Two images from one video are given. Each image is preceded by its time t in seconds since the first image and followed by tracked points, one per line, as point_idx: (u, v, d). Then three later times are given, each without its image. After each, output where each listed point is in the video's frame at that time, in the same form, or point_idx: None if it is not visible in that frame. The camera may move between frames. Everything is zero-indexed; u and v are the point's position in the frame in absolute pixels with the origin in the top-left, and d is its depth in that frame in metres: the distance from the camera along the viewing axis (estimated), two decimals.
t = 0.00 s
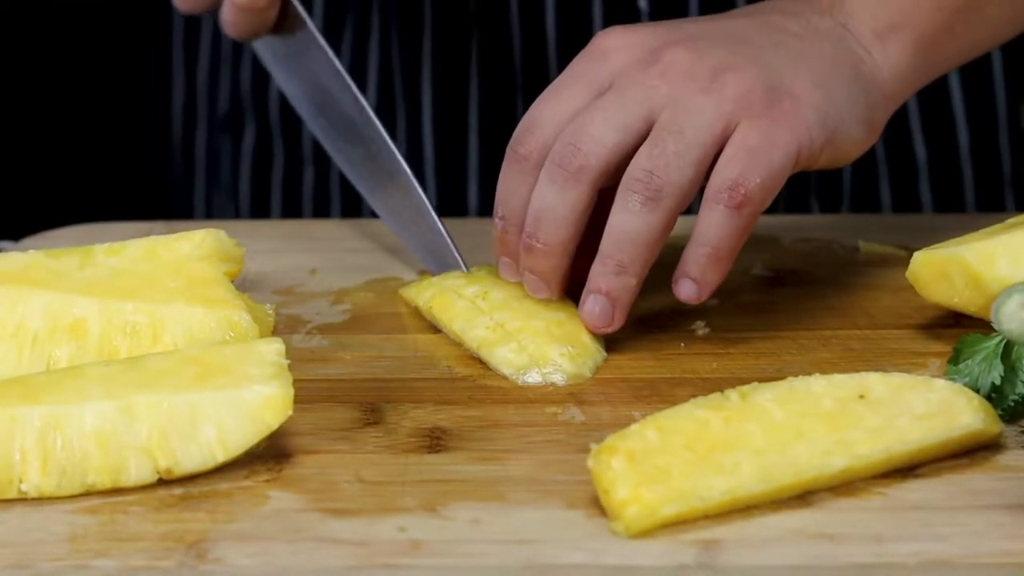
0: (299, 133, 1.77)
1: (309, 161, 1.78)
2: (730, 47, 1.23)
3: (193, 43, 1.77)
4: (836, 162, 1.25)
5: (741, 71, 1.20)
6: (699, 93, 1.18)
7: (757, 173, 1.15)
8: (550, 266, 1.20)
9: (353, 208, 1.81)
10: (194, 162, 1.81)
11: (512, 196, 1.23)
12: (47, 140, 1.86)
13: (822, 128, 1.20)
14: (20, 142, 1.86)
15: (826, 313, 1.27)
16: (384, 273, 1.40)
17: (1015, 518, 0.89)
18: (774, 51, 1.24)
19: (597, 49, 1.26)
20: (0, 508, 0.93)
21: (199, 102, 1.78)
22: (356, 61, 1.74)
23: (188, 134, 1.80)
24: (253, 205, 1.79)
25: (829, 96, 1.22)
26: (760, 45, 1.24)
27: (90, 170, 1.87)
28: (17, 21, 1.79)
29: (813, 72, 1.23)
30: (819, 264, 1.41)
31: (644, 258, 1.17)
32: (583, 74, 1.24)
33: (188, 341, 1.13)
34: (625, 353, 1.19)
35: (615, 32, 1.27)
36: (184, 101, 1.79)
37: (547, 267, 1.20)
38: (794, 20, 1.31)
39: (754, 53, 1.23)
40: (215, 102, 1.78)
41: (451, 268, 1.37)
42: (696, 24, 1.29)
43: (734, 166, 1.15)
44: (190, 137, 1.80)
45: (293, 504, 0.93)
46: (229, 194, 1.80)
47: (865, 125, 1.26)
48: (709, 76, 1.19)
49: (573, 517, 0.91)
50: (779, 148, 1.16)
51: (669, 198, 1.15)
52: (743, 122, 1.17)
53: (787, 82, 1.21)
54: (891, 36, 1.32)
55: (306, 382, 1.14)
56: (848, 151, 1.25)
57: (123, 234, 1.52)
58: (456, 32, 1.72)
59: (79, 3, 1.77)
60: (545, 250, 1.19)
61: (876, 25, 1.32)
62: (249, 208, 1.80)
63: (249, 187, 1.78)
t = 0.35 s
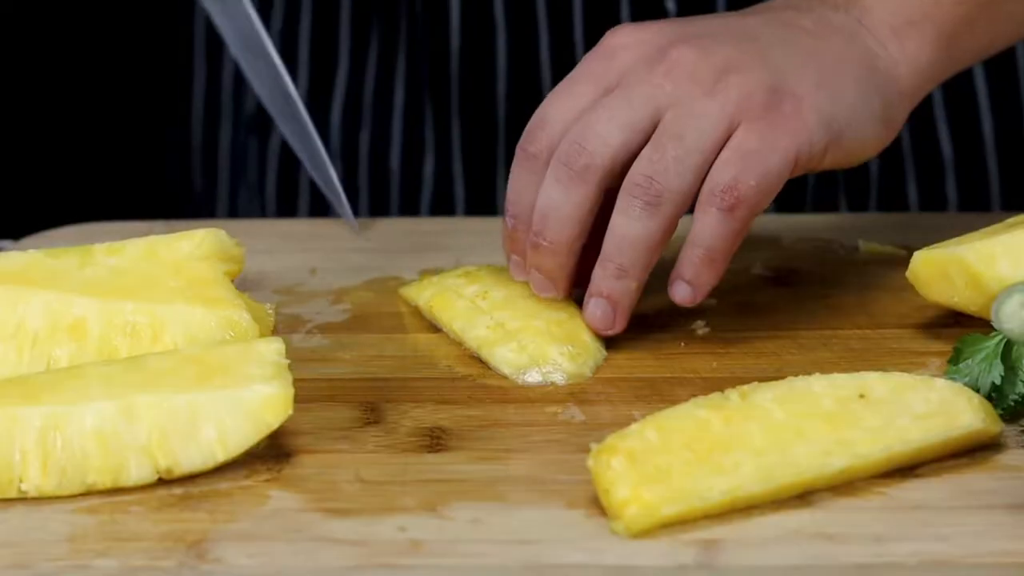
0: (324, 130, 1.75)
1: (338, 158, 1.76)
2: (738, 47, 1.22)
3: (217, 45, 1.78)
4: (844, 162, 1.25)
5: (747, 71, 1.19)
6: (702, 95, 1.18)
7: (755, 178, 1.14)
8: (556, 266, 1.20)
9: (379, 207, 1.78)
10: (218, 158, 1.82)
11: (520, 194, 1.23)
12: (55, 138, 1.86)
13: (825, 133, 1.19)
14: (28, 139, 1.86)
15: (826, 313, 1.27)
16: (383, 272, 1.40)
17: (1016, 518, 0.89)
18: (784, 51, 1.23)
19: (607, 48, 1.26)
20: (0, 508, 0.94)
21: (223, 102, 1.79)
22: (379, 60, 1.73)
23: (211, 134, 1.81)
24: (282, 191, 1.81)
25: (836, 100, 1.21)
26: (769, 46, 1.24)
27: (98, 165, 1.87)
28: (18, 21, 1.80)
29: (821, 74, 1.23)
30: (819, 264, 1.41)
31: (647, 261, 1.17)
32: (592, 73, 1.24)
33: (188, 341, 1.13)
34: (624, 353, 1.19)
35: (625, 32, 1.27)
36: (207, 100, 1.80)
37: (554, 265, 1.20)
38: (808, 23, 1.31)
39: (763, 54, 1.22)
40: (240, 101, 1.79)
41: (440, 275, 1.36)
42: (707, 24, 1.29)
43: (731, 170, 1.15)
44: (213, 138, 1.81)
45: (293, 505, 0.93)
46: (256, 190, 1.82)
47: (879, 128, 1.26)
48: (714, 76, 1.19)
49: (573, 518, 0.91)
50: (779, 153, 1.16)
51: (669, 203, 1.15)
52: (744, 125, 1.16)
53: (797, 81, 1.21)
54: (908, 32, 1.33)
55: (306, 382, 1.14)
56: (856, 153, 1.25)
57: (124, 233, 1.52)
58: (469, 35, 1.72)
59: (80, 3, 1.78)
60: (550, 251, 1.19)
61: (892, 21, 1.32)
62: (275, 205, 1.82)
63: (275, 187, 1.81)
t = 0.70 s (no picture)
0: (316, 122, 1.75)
1: (328, 150, 1.76)
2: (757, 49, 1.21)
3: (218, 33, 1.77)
4: (860, 170, 1.24)
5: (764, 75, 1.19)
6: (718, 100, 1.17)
7: (768, 186, 1.15)
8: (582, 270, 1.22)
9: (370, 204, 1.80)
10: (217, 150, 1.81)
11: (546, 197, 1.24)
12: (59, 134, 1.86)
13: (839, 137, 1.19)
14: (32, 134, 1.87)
15: (826, 313, 1.27)
16: (383, 272, 1.40)
17: (1016, 518, 0.89)
18: (802, 55, 1.22)
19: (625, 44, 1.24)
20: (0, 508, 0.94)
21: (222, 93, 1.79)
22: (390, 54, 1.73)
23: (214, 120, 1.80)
24: (276, 186, 1.79)
25: (852, 103, 1.21)
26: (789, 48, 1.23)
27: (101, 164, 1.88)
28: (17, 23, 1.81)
29: (837, 77, 1.22)
30: (819, 264, 1.41)
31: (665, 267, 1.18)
32: (610, 69, 1.22)
33: (188, 341, 1.13)
34: (625, 353, 1.19)
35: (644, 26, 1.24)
36: (208, 90, 1.79)
37: (580, 272, 1.22)
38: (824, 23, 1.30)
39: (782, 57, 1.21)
40: (238, 90, 1.78)
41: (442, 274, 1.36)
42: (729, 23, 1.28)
43: (744, 177, 1.15)
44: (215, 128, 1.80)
45: (294, 504, 0.93)
46: (250, 183, 1.81)
47: (903, 137, 1.26)
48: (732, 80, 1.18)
49: (573, 518, 0.91)
50: (792, 159, 1.16)
51: (684, 212, 1.16)
52: (758, 131, 1.17)
53: (815, 85, 1.20)
54: (933, 41, 1.31)
55: (305, 382, 1.14)
56: (874, 161, 1.24)
57: (123, 233, 1.52)
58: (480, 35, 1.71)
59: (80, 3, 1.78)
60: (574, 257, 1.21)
61: (917, 33, 1.31)
62: (270, 202, 1.80)
63: (269, 178, 1.79)
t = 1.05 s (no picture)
0: (315, 119, 1.76)
1: (327, 151, 1.77)
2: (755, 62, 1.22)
3: (211, 33, 1.78)
4: (858, 177, 1.23)
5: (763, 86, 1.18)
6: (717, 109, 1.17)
7: (771, 193, 1.13)
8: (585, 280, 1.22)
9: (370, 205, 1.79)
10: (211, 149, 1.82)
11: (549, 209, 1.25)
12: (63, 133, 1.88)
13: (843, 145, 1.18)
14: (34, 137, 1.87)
15: (827, 313, 1.27)
16: (383, 272, 1.40)
17: (1015, 518, 0.89)
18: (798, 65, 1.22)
19: (623, 61, 1.25)
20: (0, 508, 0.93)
21: (217, 94, 1.80)
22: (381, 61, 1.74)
23: (205, 123, 1.82)
24: (273, 189, 1.80)
25: (852, 111, 1.20)
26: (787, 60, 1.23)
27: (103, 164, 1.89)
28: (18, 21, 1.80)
29: (837, 85, 1.21)
30: (819, 264, 1.41)
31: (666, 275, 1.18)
32: (605, 84, 1.24)
33: (188, 341, 1.13)
34: (625, 353, 1.19)
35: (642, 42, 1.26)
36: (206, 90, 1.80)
37: (582, 281, 1.22)
38: (818, 35, 1.30)
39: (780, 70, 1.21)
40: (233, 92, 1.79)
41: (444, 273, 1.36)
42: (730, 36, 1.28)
43: (750, 187, 1.13)
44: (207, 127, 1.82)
45: (293, 504, 0.93)
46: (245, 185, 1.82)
47: (897, 143, 1.25)
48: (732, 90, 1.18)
49: (573, 518, 0.91)
50: (796, 165, 1.14)
51: (686, 220, 1.15)
52: (760, 138, 1.15)
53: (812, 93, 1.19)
54: (922, 49, 1.32)
55: (305, 382, 1.14)
56: (871, 168, 1.23)
57: (123, 233, 1.52)
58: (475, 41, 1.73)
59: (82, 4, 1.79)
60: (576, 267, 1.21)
61: (907, 40, 1.32)
62: (266, 204, 1.81)
63: (265, 181, 1.79)
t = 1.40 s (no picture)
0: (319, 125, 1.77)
1: (333, 155, 1.78)
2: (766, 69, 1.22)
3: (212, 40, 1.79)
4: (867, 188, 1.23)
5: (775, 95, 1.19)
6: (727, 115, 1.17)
7: (783, 200, 1.13)
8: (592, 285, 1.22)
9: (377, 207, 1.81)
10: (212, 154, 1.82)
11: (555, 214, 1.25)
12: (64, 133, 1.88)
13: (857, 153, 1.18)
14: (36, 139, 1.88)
15: (827, 313, 1.27)
16: (384, 273, 1.40)
17: (1015, 518, 0.89)
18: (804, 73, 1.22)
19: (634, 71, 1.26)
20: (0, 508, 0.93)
21: (217, 97, 1.80)
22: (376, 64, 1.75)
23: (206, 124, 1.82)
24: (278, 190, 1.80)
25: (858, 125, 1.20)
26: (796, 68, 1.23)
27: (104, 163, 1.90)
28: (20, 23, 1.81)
29: (844, 94, 1.21)
30: (819, 264, 1.41)
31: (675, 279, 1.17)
32: (615, 88, 1.25)
33: (188, 341, 1.13)
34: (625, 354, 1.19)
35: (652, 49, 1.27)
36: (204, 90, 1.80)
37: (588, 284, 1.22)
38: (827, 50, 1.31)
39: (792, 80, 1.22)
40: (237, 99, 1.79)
41: (444, 274, 1.36)
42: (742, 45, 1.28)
43: (766, 197, 1.14)
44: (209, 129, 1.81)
45: (293, 504, 0.93)
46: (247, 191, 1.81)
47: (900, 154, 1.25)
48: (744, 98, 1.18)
49: (572, 518, 0.91)
50: (808, 173, 1.14)
51: (697, 226, 1.15)
52: (770, 146, 1.15)
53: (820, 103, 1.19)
54: (925, 63, 1.32)
55: (305, 382, 1.14)
56: (878, 178, 1.23)
57: (123, 233, 1.52)
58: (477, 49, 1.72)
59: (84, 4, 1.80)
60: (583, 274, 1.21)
61: (908, 51, 1.32)
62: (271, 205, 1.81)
63: (270, 183, 1.80)
